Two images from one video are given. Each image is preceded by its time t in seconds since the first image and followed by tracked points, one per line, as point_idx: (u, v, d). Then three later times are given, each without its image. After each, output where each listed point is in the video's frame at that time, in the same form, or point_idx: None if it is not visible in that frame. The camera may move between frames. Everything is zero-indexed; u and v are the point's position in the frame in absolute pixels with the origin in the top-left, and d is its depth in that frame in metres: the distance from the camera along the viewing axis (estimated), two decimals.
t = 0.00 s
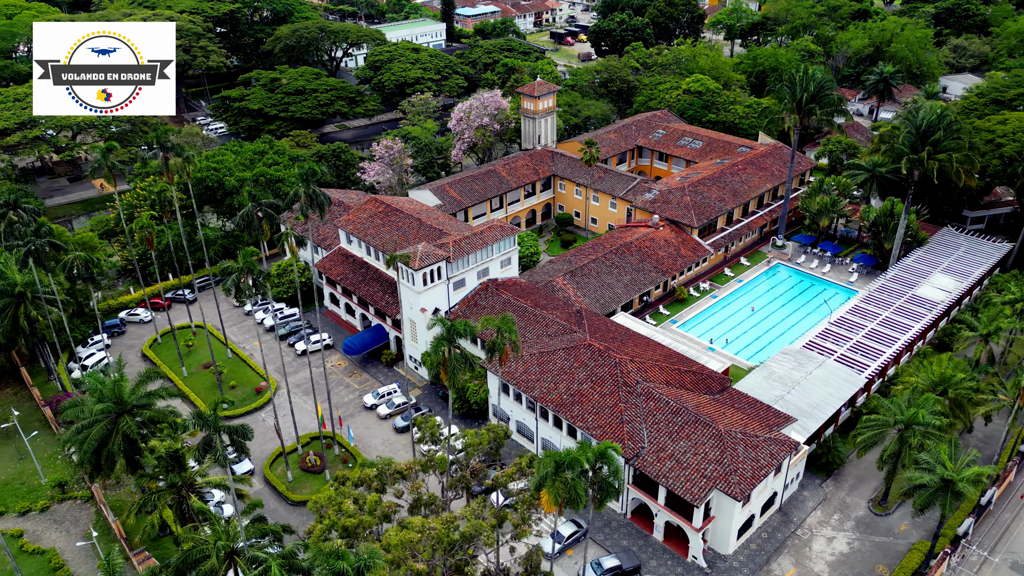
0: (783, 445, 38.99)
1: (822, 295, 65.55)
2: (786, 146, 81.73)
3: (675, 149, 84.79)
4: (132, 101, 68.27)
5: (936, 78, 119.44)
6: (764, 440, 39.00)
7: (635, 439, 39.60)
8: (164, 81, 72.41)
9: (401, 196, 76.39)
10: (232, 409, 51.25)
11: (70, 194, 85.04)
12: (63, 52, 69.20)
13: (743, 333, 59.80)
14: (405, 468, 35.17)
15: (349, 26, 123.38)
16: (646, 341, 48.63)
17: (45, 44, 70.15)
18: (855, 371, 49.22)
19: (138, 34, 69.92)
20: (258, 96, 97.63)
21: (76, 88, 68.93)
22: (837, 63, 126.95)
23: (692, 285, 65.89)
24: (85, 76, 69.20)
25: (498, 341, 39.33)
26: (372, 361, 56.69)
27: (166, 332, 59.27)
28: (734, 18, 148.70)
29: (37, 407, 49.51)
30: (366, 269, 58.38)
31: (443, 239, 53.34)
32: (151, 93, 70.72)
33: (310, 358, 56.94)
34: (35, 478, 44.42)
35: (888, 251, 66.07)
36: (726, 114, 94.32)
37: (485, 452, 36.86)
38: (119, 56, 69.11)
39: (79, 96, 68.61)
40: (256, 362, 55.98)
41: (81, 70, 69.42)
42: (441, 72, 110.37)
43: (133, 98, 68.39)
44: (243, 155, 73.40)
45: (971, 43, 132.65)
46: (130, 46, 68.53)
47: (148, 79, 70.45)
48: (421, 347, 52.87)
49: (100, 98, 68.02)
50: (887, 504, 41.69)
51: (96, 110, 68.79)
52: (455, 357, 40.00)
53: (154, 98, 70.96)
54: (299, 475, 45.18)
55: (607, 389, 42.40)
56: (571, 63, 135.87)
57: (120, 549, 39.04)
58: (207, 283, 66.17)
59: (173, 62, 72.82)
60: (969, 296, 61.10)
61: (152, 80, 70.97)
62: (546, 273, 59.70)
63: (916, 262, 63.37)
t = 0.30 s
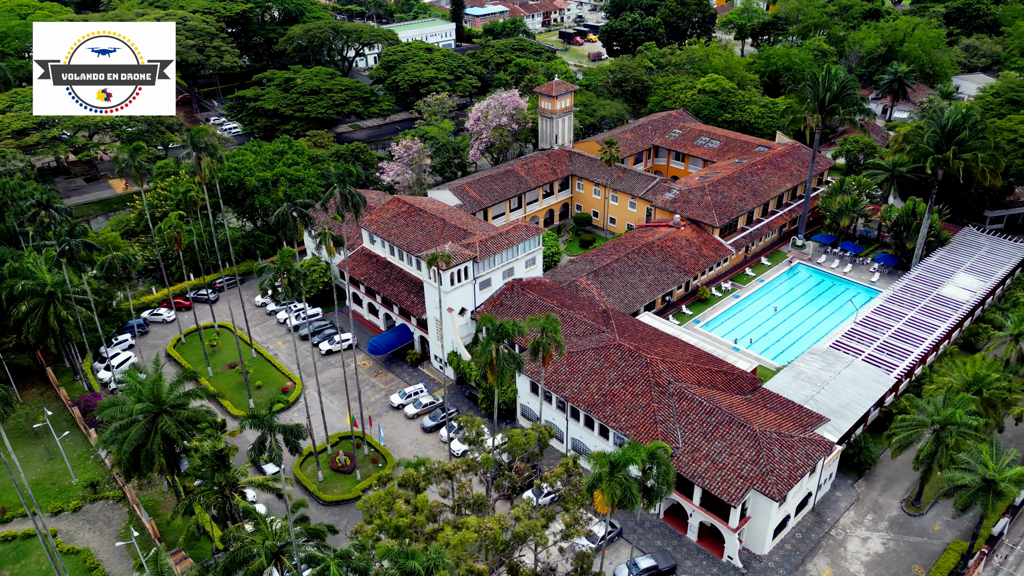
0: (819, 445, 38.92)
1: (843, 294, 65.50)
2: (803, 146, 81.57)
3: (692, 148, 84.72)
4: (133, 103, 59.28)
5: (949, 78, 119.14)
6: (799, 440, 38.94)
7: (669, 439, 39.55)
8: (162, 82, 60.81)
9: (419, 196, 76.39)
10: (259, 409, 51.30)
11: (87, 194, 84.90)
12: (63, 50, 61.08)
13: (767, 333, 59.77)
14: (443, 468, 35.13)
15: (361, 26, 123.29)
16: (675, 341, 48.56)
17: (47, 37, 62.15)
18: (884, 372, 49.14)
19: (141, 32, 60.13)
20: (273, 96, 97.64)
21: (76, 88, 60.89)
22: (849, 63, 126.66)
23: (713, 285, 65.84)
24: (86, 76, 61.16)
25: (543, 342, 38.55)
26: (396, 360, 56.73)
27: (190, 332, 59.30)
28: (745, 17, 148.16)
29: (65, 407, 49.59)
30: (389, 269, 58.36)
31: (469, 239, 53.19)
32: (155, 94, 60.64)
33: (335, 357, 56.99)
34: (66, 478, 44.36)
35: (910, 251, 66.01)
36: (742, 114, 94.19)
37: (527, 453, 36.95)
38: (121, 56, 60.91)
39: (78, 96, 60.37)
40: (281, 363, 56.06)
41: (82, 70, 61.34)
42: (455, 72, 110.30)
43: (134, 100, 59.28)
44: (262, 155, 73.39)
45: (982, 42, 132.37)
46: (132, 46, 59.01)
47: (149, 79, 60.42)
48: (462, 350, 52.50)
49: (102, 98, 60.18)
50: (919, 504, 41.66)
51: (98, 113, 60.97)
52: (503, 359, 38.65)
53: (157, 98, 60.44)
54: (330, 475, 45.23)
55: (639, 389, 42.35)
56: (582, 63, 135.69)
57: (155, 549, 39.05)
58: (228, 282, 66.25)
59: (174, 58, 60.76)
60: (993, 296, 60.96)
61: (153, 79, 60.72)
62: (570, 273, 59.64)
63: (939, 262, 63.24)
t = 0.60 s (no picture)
0: (846, 442, 39.05)
1: (857, 292, 65.69)
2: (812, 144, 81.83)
3: (701, 147, 84.91)
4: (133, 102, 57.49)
5: (952, 76, 119.54)
6: (827, 437, 39.07)
7: (697, 438, 39.63)
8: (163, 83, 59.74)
9: (431, 196, 76.38)
10: (278, 410, 51.18)
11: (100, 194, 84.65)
12: (62, 50, 58.05)
13: (782, 331, 59.93)
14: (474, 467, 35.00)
15: (366, 27, 123.19)
16: (696, 340, 48.65)
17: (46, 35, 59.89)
18: (905, 369, 49.35)
19: (141, 32, 59.46)
20: (280, 96, 97.48)
21: (76, 88, 58.09)
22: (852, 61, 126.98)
23: (727, 284, 66.02)
24: (86, 76, 58.25)
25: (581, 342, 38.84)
26: (414, 360, 56.72)
27: (205, 333, 59.06)
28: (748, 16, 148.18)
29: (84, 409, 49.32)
30: (405, 269, 58.32)
31: (487, 239, 53.13)
32: (155, 94, 59.70)
33: (352, 358, 56.91)
34: (89, 481, 43.95)
35: (923, 249, 66.32)
36: (749, 113, 94.43)
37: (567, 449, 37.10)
38: (121, 56, 58.01)
39: (79, 97, 58.10)
40: (299, 363, 55.96)
41: (82, 70, 58.46)
42: (460, 72, 110.26)
43: (135, 99, 57.91)
44: (274, 155, 73.27)
45: (983, 41, 132.94)
46: (133, 46, 58.05)
47: (149, 79, 58.88)
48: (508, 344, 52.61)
49: (102, 99, 57.94)
50: (944, 500, 41.75)
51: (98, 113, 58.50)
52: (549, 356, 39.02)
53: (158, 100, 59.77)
54: (354, 475, 45.16)
55: (664, 387, 42.42)
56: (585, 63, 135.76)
57: (182, 551, 38.85)
58: (241, 283, 66.03)
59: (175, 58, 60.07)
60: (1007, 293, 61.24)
61: (153, 80, 59.32)
62: (586, 272, 59.67)
63: (952, 259, 63.52)
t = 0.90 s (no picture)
0: (865, 436, 39.37)
1: (860, 288, 66.26)
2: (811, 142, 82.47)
3: (701, 146, 85.33)
4: (133, 101, 55.90)
5: (942, 74, 120.78)
6: (846, 432, 39.38)
7: (717, 434, 39.78)
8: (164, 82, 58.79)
9: (433, 196, 76.23)
10: (290, 413, 50.85)
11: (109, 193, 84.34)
12: (62, 50, 57.09)
13: (789, 327, 60.32)
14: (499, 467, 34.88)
15: (359, 28, 122.65)
16: (709, 337, 48.86)
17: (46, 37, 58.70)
18: (915, 363, 49.87)
19: (141, 33, 58.75)
20: (277, 98, 96.92)
21: (76, 88, 56.41)
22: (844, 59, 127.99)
23: (732, 281, 66.36)
24: (86, 76, 56.94)
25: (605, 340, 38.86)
26: (423, 361, 56.56)
27: (211, 337, 58.51)
28: (739, 16, 148.85)
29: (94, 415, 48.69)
30: (413, 269, 58.11)
31: (497, 238, 53.08)
32: (155, 95, 58.23)
33: (361, 360, 56.65)
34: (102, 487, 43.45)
35: (924, 244, 67.06)
36: (746, 111, 95.00)
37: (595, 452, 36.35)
38: (121, 56, 57.08)
39: (78, 96, 56.25)
40: (308, 366, 55.62)
41: (81, 70, 57.22)
42: (456, 72, 110.08)
43: (135, 99, 56.05)
44: (276, 157, 72.81)
45: (971, 39, 134.44)
46: (133, 45, 57.20)
47: (149, 79, 57.91)
48: (535, 352, 51.51)
49: (102, 99, 56.52)
50: (958, 493, 42.12)
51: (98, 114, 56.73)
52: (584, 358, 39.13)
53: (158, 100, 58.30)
54: (370, 477, 44.97)
55: (681, 384, 42.53)
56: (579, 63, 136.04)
57: (201, 556, 38.52)
58: (245, 286, 65.51)
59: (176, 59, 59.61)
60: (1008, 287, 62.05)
61: (153, 80, 58.42)
62: (593, 270, 59.74)
63: (954, 254, 64.23)
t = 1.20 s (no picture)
0: (879, 430, 39.85)
1: (860, 283, 67.01)
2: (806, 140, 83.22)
3: (697, 144, 85.81)
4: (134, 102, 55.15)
5: (928, 71, 122.34)
6: (861, 426, 39.83)
7: (734, 431, 40.04)
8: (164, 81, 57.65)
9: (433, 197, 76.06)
10: (301, 417, 50.57)
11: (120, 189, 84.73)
12: (62, 50, 56.24)
13: (794, 323, 60.82)
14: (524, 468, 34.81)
15: (350, 29, 122.04)
16: (719, 334, 49.24)
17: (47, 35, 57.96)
18: (922, 357, 50.48)
19: (141, 32, 57.53)
20: (270, 100, 96.27)
21: (75, 88, 55.69)
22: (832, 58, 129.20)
23: (735, 278, 66.82)
24: (86, 76, 56.14)
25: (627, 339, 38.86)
26: (431, 363, 56.42)
27: (216, 342, 58.00)
28: (728, 15, 149.69)
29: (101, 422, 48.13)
30: (419, 271, 57.96)
31: (505, 239, 53.12)
32: (155, 95, 57.25)
33: (369, 363, 56.45)
34: (114, 496, 42.92)
35: (922, 239, 67.94)
36: (740, 109, 95.71)
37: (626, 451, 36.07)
38: (121, 56, 55.99)
39: (78, 96, 55.50)
40: (316, 370, 55.35)
41: (81, 69, 56.40)
42: (449, 73, 109.86)
43: (135, 99, 55.35)
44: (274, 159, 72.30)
45: (955, 37, 136.30)
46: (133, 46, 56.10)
47: (149, 79, 56.78)
48: (549, 355, 51.38)
49: (102, 99, 55.74)
50: (970, 485, 42.68)
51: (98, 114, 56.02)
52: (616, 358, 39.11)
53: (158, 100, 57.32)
54: (385, 480, 44.78)
55: (696, 382, 42.79)
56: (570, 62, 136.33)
57: (220, 562, 38.24)
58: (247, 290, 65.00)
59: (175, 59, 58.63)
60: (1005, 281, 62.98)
61: (154, 79, 57.20)
62: (599, 270, 59.92)
63: (952, 249, 65.09)
